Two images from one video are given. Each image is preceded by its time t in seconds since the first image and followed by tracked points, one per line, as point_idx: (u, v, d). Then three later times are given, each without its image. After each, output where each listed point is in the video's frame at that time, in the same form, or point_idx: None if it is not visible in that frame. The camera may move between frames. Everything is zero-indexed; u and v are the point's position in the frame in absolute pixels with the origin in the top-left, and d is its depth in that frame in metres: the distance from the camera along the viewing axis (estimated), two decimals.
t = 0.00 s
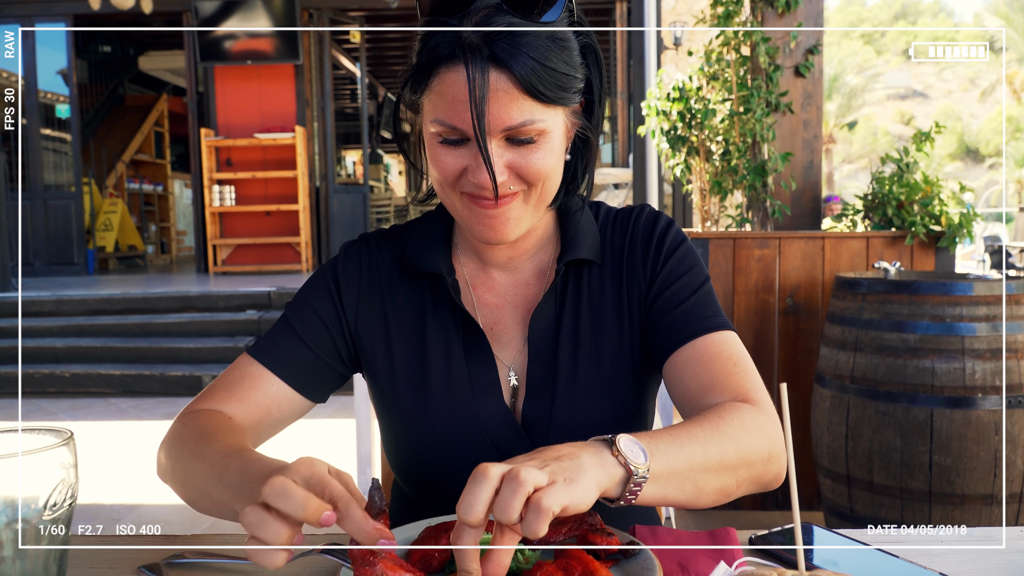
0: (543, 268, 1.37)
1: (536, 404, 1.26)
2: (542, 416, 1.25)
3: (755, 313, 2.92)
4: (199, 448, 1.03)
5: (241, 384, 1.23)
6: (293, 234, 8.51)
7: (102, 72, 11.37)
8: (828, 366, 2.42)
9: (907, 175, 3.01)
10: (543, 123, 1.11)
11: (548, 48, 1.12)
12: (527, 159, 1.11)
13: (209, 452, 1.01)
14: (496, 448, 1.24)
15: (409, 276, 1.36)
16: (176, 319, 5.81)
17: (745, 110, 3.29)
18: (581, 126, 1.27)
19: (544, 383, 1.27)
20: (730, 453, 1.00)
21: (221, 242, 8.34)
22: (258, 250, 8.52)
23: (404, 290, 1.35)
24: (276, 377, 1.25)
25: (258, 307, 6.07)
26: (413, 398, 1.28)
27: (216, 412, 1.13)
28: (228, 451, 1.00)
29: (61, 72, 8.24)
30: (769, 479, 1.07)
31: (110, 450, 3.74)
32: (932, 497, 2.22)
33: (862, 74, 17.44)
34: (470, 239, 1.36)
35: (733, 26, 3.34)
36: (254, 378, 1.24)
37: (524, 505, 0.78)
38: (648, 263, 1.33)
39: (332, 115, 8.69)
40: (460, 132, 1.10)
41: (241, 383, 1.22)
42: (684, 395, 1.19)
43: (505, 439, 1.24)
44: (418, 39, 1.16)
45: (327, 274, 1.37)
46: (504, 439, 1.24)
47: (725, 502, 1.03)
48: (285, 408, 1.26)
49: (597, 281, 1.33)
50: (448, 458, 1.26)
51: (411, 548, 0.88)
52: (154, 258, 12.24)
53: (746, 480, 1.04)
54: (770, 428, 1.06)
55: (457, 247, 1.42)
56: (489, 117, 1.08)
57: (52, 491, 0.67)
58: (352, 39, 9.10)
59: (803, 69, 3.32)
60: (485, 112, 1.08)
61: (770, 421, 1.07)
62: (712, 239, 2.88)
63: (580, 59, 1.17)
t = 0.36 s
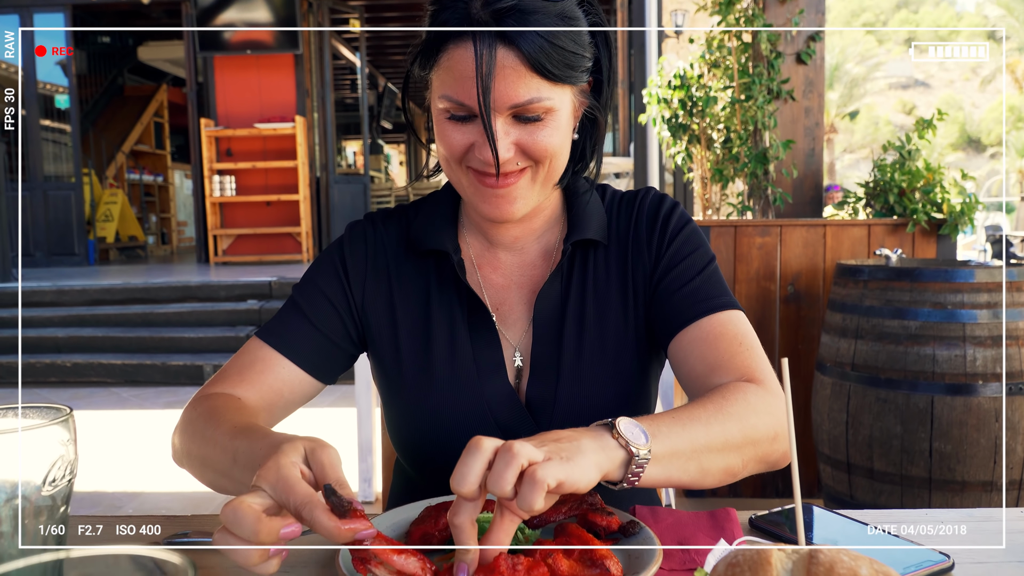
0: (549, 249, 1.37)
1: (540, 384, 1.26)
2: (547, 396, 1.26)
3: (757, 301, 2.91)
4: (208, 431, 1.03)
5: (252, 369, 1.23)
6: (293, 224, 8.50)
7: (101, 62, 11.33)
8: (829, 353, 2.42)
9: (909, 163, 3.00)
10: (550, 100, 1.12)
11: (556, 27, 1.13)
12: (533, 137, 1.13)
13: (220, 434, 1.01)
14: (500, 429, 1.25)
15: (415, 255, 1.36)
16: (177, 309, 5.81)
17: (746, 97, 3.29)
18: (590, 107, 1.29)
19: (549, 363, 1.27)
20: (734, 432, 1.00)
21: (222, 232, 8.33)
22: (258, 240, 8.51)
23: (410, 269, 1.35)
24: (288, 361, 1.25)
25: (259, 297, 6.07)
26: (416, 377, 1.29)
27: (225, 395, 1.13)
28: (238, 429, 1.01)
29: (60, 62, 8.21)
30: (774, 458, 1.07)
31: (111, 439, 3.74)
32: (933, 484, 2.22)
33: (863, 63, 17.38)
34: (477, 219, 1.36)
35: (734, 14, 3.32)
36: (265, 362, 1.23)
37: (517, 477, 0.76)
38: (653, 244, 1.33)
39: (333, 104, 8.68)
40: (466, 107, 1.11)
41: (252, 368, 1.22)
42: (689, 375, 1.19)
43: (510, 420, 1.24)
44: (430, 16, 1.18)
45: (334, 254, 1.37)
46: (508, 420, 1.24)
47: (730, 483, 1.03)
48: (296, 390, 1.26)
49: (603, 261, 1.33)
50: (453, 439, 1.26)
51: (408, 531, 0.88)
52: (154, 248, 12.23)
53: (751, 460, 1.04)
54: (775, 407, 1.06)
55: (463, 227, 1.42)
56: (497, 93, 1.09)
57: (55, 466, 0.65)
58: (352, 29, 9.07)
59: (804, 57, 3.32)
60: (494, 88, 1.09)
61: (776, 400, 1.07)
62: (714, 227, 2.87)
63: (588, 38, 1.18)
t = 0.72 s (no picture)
0: (551, 233, 1.37)
1: (540, 366, 1.26)
2: (547, 378, 1.26)
3: (755, 287, 2.91)
4: (196, 397, 1.04)
5: (253, 343, 1.24)
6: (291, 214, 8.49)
7: (97, 53, 11.29)
8: (827, 339, 2.42)
9: (907, 147, 3.00)
10: (559, 80, 1.13)
11: (569, 6, 1.14)
12: (539, 117, 1.14)
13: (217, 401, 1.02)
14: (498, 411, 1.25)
15: (417, 234, 1.36)
16: (175, 299, 5.81)
17: (743, 83, 3.27)
18: (599, 91, 1.32)
19: (549, 345, 1.28)
20: (732, 417, 1.00)
21: (219, 222, 8.31)
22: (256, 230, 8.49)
23: (412, 248, 1.35)
24: (288, 335, 1.26)
25: (257, 287, 6.07)
26: (417, 356, 1.29)
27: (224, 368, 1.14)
28: (224, 393, 1.02)
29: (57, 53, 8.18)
30: (773, 444, 1.07)
31: (110, 429, 3.74)
32: (931, 468, 2.22)
33: (861, 51, 17.34)
34: (480, 200, 1.36)
35: None
36: (265, 336, 1.25)
37: (512, 448, 0.74)
38: (656, 231, 1.33)
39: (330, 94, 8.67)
40: (475, 83, 1.11)
41: (252, 341, 1.23)
42: (690, 359, 1.18)
43: (508, 401, 1.25)
44: None
45: (336, 231, 1.37)
46: (507, 401, 1.25)
47: (728, 466, 1.04)
48: (297, 365, 1.27)
49: (604, 245, 1.33)
50: (449, 418, 1.26)
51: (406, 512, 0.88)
52: (152, 239, 12.21)
53: (749, 445, 1.04)
54: (775, 392, 1.06)
55: (466, 208, 1.42)
56: (509, 69, 1.09)
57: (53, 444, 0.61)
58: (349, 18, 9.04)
59: (802, 43, 3.33)
60: (506, 65, 1.09)
61: (776, 385, 1.07)
62: (712, 214, 2.86)
63: (600, 21, 1.20)
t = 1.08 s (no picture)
0: (549, 222, 1.36)
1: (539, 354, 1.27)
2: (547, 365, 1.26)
3: (752, 278, 2.90)
4: (213, 395, 1.03)
5: (256, 343, 1.22)
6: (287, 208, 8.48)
7: (92, 47, 11.23)
8: (823, 329, 2.42)
9: (902, 136, 3.00)
10: (563, 66, 1.13)
11: None
12: (542, 103, 1.13)
13: (224, 397, 1.01)
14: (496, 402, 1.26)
15: (415, 222, 1.36)
16: (171, 293, 5.80)
17: (739, 74, 3.26)
18: (601, 80, 1.32)
19: (548, 334, 1.28)
20: (739, 407, 1.01)
21: (215, 216, 8.30)
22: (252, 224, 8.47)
23: (410, 236, 1.35)
24: (291, 333, 1.24)
25: (254, 281, 6.06)
26: (415, 344, 1.29)
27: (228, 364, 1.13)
28: (243, 389, 1.01)
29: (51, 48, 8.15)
30: (769, 438, 1.08)
31: (106, 425, 3.74)
32: (927, 456, 2.22)
33: (856, 43, 17.36)
34: (478, 185, 1.35)
35: None
36: (269, 335, 1.23)
37: (555, 406, 0.79)
38: (657, 220, 1.33)
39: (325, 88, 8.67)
40: (481, 64, 1.10)
41: (256, 341, 1.21)
42: (690, 352, 1.18)
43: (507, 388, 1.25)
44: None
45: (333, 224, 1.36)
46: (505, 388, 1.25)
47: (727, 455, 1.04)
48: (301, 363, 1.26)
49: (603, 234, 1.33)
50: (446, 407, 1.27)
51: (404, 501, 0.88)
52: (148, 234, 12.19)
53: (750, 435, 1.05)
54: (775, 385, 1.07)
55: (463, 195, 1.41)
56: (518, 51, 1.09)
57: (48, 427, 0.61)
58: (343, 11, 9.03)
59: (797, 33, 3.32)
60: (516, 46, 1.08)
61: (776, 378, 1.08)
62: (707, 205, 2.86)
63: (607, 10, 1.20)
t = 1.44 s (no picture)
0: (544, 226, 1.36)
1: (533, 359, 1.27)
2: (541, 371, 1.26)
3: (746, 282, 2.91)
4: (221, 390, 1.02)
5: (257, 343, 1.19)
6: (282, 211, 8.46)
7: (87, 50, 11.20)
8: (818, 332, 2.42)
9: (896, 139, 3.01)
10: (560, 73, 1.13)
11: None
12: (540, 109, 1.13)
13: (230, 390, 1.01)
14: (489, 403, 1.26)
15: (411, 226, 1.36)
16: (165, 297, 5.79)
17: (733, 77, 3.26)
18: (596, 86, 1.32)
19: (542, 338, 1.28)
20: (724, 400, 1.02)
21: (210, 220, 8.28)
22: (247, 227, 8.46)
23: (406, 240, 1.35)
24: (292, 334, 1.22)
25: (249, 285, 6.05)
26: (411, 348, 1.29)
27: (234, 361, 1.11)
28: (252, 381, 1.00)
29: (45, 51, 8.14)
30: (756, 438, 1.10)
31: (100, 429, 3.72)
32: (922, 460, 2.22)
33: (851, 46, 17.42)
34: (473, 189, 1.35)
35: None
36: (270, 335, 1.20)
37: (517, 369, 0.85)
38: (650, 225, 1.33)
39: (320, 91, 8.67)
40: (478, 69, 1.10)
41: (256, 342, 1.18)
42: (679, 353, 1.19)
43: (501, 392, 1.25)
44: None
45: (331, 227, 1.35)
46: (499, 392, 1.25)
47: (710, 450, 1.06)
48: (303, 362, 1.23)
49: (597, 239, 1.33)
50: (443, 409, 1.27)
51: (393, 506, 0.87)
52: (143, 237, 12.16)
53: (734, 432, 1.06)
54: (761, 382, 1.08)
55: (458, 199, 1.41)
56: (515, 58, 1.09)
57: (38, 432, 0.61)
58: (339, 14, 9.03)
59: (791, 36, 3.34)
60: (513, 52, 1.08)
61: (764, 378, 1.09)
62: (702, 208, 2.87)
63: (603, 16, 1.20)
